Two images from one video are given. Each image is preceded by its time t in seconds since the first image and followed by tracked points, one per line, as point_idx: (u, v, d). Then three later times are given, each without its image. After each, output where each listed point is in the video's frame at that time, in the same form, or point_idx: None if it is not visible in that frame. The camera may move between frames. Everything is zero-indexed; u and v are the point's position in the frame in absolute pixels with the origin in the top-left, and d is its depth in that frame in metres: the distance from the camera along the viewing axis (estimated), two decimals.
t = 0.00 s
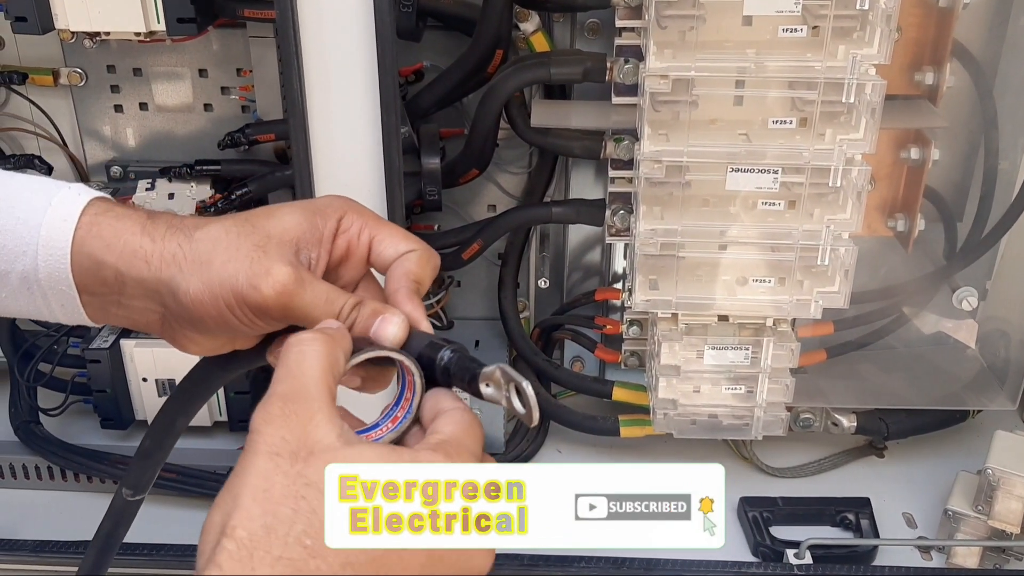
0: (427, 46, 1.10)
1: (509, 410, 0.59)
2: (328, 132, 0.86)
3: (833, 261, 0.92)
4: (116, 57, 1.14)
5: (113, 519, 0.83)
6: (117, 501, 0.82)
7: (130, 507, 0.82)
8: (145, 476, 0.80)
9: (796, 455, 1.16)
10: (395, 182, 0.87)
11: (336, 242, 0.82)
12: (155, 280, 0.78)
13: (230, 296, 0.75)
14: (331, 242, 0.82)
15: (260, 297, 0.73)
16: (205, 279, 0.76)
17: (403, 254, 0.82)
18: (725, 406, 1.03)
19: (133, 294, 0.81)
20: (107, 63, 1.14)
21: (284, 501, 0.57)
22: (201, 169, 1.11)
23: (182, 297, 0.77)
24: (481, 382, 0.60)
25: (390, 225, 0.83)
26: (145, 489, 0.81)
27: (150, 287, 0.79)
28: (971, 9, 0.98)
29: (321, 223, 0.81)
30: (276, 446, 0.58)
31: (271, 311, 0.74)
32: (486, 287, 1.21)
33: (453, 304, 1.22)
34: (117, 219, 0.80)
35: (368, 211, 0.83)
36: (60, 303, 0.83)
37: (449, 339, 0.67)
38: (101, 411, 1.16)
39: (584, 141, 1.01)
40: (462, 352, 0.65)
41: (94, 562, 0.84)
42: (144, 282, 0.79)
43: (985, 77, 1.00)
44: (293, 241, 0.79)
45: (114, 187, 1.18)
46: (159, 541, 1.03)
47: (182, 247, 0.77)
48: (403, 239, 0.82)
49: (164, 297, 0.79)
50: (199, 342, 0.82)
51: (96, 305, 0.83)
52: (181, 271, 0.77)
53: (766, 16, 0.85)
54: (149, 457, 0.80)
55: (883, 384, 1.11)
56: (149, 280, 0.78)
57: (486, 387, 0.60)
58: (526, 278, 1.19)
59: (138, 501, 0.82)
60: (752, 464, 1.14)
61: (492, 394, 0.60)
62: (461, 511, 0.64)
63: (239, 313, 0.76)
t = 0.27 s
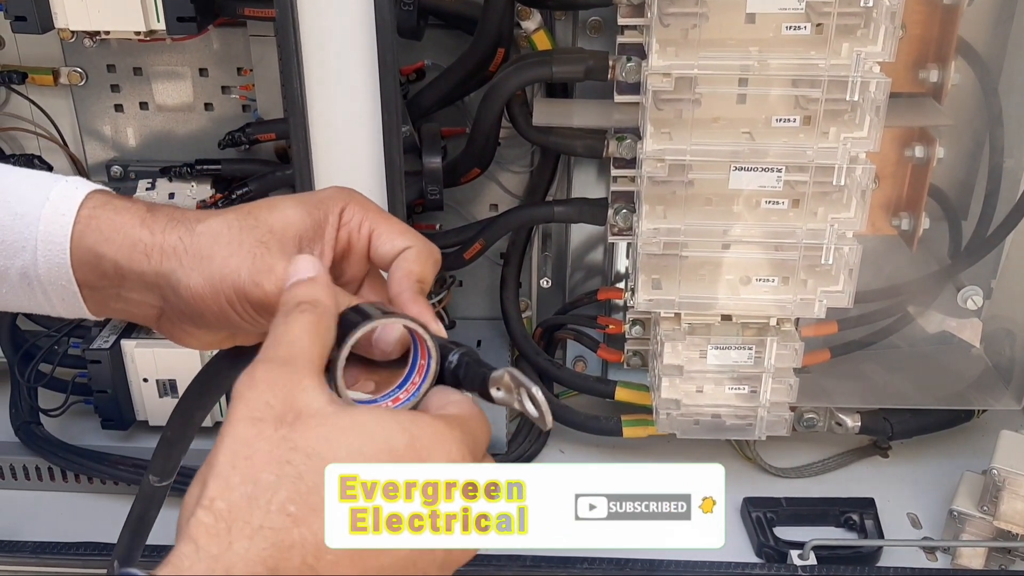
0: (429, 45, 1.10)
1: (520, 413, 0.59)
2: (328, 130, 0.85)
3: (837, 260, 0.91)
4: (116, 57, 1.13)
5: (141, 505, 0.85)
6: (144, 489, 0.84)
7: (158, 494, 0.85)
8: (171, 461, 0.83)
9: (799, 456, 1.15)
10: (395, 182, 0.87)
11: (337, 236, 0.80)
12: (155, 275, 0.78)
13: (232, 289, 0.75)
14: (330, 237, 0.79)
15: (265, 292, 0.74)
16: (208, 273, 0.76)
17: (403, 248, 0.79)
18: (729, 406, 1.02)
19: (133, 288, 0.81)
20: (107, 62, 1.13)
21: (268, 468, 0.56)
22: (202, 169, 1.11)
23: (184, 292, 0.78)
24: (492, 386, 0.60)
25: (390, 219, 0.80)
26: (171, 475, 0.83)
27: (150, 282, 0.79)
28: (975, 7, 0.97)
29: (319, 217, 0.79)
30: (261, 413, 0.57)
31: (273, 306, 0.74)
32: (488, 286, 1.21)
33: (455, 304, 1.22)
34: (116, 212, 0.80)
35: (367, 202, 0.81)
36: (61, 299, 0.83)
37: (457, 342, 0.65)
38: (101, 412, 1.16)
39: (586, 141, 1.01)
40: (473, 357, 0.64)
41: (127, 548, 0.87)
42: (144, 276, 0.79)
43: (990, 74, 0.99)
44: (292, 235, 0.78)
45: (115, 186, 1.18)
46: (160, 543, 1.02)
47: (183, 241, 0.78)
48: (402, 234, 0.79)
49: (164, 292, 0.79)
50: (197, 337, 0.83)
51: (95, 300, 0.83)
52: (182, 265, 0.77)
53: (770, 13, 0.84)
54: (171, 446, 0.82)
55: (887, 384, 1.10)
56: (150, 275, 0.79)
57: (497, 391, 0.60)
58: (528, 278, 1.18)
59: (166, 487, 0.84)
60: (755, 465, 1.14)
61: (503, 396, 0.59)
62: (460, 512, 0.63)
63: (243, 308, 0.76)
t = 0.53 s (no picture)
0: (428, 44, 1.09)
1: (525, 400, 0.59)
2: (326, 130, 0.85)
3: (840, 260, 0.90)
4: (113, 56, 1.12)
5: (123, 514, 0.85)
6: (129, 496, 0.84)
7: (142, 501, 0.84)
8: (158, 468, 0.82)
9: (801, 457, 1.15)
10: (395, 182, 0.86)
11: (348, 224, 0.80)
12: (162, 254, 0.77)
13: (237, 272, 0.73)
14: (341, 223, 0.79)
15: (269, 275, 0.71)
16: (213, 254, 0.74)
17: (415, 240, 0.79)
18: (730, 408, 1.01)
19: (140, 268, 0.80)
20: (105, 61, 1.13)
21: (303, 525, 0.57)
22: (200, 169, 1.10)
23: (188, 273, 0.76)
24: (497, 370, 0.61)
25: (403, 211, 0.80)
26: (157, 482, 0.83)
27: (156, 260, 0.78)
28: (979, 6, 0.97)
29: (332, 202, 0.78)
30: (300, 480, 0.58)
31: (278, 291, 0.71)
32: (488, 287, 1.20)
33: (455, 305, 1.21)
34: (122, 192, 0.79)
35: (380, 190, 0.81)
36: (66, 282, 0.82)
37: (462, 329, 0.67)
38: (100, 414, 1.15)
39: (587, 141, 1.01)
40: (478, 342, 0.65)
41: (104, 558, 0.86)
42: (149, 255, 0.78)
43: (993, 73, 0.99)
44: (303, 219, 0.77)
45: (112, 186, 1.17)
46: (158, 546, 1.02)
47: (191, 220, 0.76)
48: (414, 226, 0.80)
49: (170, 271, 0.78)
50: (203, 317, 0.83)
51: (102, 282, 0.83)
52: (189, 245, 0.75)
53: (771, 12, 0.83)
54: (160, 451, 0.81)
55: (890, 386, 1.09)
56: (156, 253, 0.77)
57: (503, 376, 0.61)
58: (529, 279, 1.18)
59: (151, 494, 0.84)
60: (757, 466, 1.13)
61: (510, 384, 0.60)
62: (461, 511, 0.62)
63: (246, 292, 0.74)
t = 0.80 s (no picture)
0: (429, 43, 1.08)
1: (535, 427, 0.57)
2: (326, 128, 0.84)
3: (845, 260, 0.90)
4: (113, 56, 1.12)
5: (115, 519, 0.84)
6: (122, 501, 0.83)
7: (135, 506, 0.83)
8: (153, 472, 0.81)
9: (806, 458, 1.14)
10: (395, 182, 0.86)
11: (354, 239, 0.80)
12: (161, 262, 0.76)
13: (236, 284, 0.72)
14: (345, 238, 0.79)
15: (268, 288, 0.70)
16: (212, 264, 0.73)
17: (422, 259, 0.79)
18: (734, 409, 1.01)
19: (139, 275, 0.79)
20: (104, 61, 1.12)
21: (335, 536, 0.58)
22: (200, 169, 1.09)
23: (187, 282, 0.75)
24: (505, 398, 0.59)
25: (410, 228, 0.80)
26: (151, 486, 0.82)
27: (154, 268, 0.77)
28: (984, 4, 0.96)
29: (338, 215, 0.78)
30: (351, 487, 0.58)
31: (276, 305, 0.70)
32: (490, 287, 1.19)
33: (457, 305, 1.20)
34: (126, 197, 0.78)
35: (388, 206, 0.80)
36: (66, 289, 0.81)
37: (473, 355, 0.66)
38: (100, 416, 1.15)
39: (588, 140, 1.00)
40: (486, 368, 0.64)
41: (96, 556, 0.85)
42: (148, 262, 0.76)
43: (999, 71, 0.98)
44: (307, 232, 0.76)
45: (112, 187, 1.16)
46: (158, 548, 1.01)
47: (192, 229, 0.75)
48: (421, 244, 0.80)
49: (168, 279, 0.77)
50: (202, 331, 0.81)
51: (101, 290, 0.81)
52: (189, 254, 0.74)
53: (775, 10, 0.83)
54: (157, 455, 0.81)
55: (895, 386, 1.09)
56: (155, 261, 0.76)
57: (512, 403, 0.59)
58: (531, 279, 1.18)
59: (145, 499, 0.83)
60: (761, 467, 1.12)
61: (519, 410, 0.58)
62: (460, 511, 0.61)
63: (244, 305, 0.73)
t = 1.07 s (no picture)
0: (431, 41, 1.08)
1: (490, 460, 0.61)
2: (326, 129, 0.83)
3: (849, 260, 0.89)
4: (113, 55, 1.11)
5: (129, 529, 0.84)
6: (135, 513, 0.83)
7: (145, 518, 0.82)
8: (160, 488, 0.80)
9: (809, 458, 1.14)
10: (397, 182, 0.85)
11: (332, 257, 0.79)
12: (132, 270, 0.75)
13: (200, 294, 0.70)
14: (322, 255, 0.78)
15: (230, 300, 0.68)
16: (179, 274, 0.72)
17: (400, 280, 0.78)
18: (738, 409, 1.00)
19: (114, 286, 0.79)
20: (104, 60, 1.12)
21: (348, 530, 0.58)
22: (200, 169, 1.09)
23: (155, 292, 0.74)
24: (460, 431, 0.60)
25: (390, 249, 0.79)
26: (159, 499, 0.81)
27: (126, 277, 0.76)
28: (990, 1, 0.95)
29: (316, 231, 0.77)
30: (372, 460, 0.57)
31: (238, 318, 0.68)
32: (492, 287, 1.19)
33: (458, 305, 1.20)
34: (104, 207, 0.78)
35: (369, 225, 0.80)
36: (43, 300, 0.81)
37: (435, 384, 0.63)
38: (100, 417, 1.14)
39: (591, 138, 0.99)
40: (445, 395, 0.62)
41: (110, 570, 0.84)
42: (121, 271, 0.76)
43: (1005, 69, 0.97)
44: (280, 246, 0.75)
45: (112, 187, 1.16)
46: (159, 550, 1.01)
47: (164, 238, 0.75)
48: (400, 267, 0.78)
49: (139, 289, 0.76)
50: (176, 343, 0.81)
51: (79, 301, 0.82)
52: (158, 264, 0.74)
53: (780, 8, 0.82)
54: (164, 469, 0.80)
55: (899, 386, 1.08)
56: (127, 269, 0.76)
57: (466, 436, 0.60)
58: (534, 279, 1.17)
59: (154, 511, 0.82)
60: (765, 467, 1.12)
61: (474, 442, 0.60)
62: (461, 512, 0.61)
63: (208, 315, 0.72)
